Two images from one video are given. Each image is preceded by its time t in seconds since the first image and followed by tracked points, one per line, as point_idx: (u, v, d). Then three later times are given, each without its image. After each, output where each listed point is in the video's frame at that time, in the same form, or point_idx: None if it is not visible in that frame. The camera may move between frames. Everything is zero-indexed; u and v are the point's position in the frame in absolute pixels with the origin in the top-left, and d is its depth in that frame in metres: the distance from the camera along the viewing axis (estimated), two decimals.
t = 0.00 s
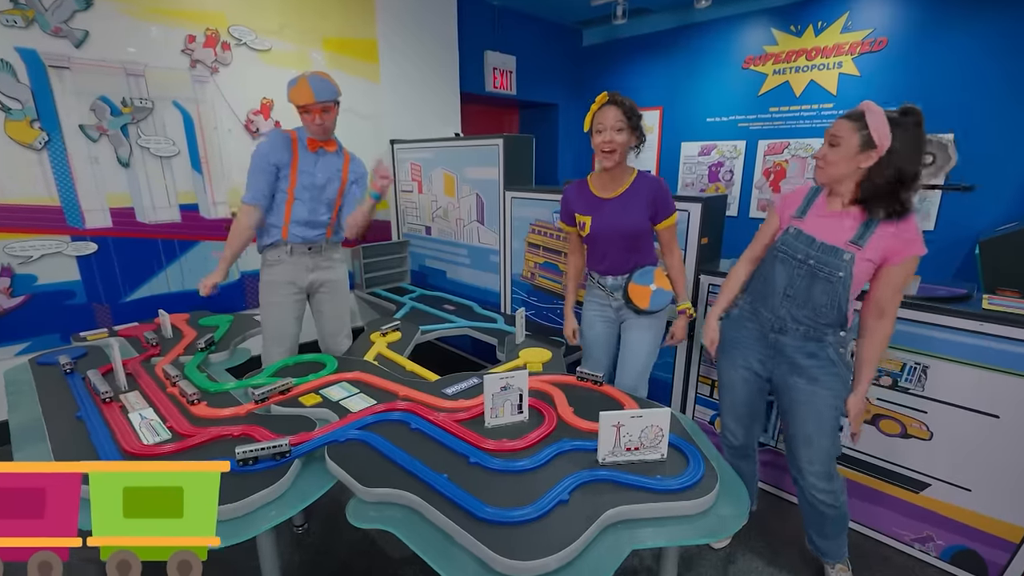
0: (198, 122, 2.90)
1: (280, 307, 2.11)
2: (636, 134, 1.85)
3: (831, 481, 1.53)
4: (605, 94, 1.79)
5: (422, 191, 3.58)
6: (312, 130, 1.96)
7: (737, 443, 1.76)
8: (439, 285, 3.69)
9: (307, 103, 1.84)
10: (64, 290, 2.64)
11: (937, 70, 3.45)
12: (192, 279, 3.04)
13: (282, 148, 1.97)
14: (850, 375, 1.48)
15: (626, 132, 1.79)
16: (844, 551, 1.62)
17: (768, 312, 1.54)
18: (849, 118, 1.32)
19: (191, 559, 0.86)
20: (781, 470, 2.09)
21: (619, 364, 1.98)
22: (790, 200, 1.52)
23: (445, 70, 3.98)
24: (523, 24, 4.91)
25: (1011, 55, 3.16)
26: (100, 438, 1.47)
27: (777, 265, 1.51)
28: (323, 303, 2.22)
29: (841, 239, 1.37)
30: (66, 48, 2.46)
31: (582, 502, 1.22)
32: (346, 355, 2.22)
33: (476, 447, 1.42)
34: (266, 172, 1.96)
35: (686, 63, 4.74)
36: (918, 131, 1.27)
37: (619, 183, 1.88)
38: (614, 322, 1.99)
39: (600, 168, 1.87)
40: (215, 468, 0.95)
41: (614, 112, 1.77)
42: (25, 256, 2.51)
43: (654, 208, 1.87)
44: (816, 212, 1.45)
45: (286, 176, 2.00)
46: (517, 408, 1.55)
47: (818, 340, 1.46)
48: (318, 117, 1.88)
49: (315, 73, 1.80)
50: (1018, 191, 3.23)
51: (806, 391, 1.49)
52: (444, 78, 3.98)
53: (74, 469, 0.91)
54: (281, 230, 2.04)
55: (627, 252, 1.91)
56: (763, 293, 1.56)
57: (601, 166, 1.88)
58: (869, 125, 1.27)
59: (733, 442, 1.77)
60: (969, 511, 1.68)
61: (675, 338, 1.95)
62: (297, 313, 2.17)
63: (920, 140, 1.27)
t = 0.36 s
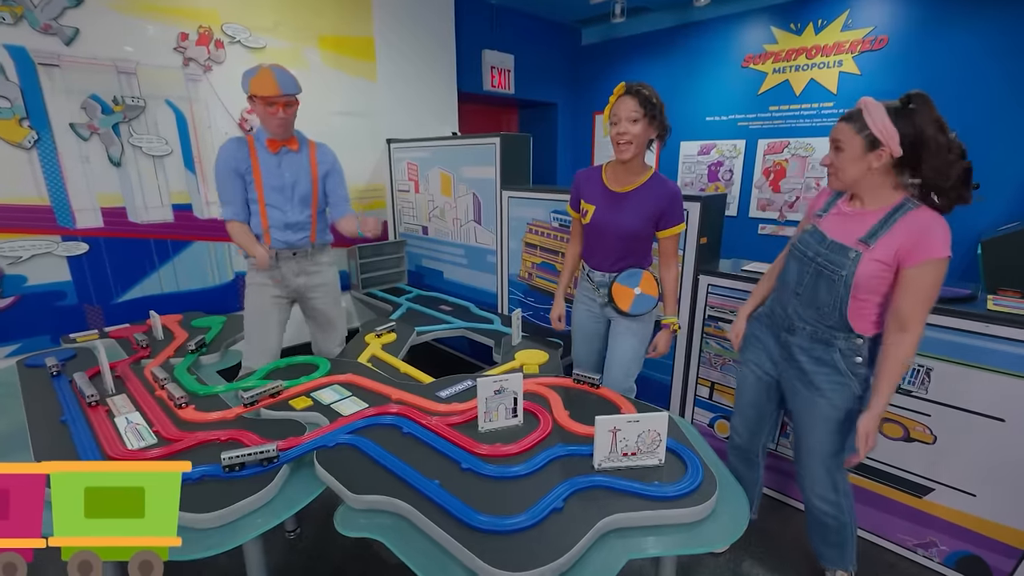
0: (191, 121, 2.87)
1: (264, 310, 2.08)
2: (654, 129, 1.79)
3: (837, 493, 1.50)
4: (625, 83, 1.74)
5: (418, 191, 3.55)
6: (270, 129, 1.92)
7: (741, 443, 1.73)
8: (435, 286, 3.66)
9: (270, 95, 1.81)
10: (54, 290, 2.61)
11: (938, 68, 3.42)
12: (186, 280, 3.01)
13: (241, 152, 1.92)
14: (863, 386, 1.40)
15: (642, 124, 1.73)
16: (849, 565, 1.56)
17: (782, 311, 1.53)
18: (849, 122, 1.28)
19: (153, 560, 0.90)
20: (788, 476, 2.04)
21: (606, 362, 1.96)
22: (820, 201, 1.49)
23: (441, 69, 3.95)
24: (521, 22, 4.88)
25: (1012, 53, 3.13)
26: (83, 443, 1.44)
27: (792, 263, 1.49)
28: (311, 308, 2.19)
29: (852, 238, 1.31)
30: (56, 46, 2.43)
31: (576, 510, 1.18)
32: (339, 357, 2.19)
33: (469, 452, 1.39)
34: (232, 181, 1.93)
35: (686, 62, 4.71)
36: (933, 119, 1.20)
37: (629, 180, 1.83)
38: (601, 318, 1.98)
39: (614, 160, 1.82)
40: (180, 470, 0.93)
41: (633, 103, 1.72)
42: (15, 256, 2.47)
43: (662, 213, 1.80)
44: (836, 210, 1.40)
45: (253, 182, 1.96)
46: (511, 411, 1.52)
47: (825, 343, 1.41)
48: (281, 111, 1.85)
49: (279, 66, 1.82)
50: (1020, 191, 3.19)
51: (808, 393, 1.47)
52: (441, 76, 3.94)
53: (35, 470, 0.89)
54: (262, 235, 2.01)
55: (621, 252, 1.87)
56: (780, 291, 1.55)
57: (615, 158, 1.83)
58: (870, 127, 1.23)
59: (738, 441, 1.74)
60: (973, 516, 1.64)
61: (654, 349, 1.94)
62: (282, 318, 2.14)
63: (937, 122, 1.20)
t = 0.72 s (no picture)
0: (183, 119, 2.83)
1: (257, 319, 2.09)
2: (649, 128, 1.76)
3: (850, 506, 1.47)
4: (619, 81, 1.71)
5: (415, 190, 3.51)
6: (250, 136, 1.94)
7: (759, 450, 1.69)
8: (432, 286, 3.62)
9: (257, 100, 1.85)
10: (44, 291, 2.57)
11: (940, 66, 3.39)
12: (178, 280, 2.97)
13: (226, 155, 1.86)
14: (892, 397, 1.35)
15: (636, 122, 1.70)
16: None
17: (811, 318, 1.50)
18: (887, 108, 1.22)
19: (115, 561, 0.90)
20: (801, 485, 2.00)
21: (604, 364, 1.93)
22: (846, 200, 1.47)
23: (439, 67, 3.91)
24: (519, 21, 4.84)
25: (1015, 51, 3.09)
26: (65, 449, 1.39)
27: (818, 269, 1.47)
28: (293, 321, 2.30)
29: (867, 240, 1.29)
30: (45, 43, 2.39)
31: (572, 518, 1.14)
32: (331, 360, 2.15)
33: (462, 458, 1.35)
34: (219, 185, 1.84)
35: (686, 60, 4.67)
36: (973, 115, 1.13)
37: (624, 179, 1.78)
38: (599, 319, 1.94)
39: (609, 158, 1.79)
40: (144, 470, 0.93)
41: (629, 100, 1.68)
42: (3, 256, 2.44)
43: (658, 211, 1.76)
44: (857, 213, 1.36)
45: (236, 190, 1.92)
46: (505, 416, 1.48)
47: (854, 352, 1.37)
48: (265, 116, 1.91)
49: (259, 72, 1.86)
50: None
51: (833, 403, 1.43)
52: (438, 74, 3.90)
53: None
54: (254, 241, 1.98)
55: (617, 252, 1.83)
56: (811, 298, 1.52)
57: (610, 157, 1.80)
58: (907, 115, 1.16)
59: (755, 448, 1.70)
60: (980, 522, 1.61)
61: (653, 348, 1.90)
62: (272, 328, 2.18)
63: (976, 123, 1.12)
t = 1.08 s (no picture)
0: (177, 124, 2.81)
1: (254, 327, 2.05)
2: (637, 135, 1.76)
3: (863, 515, 1.42)
4: (607, 89, 1.72)
5: (411, 196, 3.48)
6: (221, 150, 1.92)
7: (763, 464, 1.65)
8: (428, 293, 3.59)
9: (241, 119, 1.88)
10: (34, 298, 2.54)
11: (939, 70, 3.36)
12: (171, 287, 2.94)
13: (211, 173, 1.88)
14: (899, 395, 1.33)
15: (618, 128, 1.69)
16: None
17: (808, 325, 1.47)
18: (865, 103, 1.25)
19: (80, 560, 0.77)
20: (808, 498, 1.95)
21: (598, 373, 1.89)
22: (818, 203, 1.50)
23: (435, 73, 3.89)
24: (517, 27, 4.83)
25: (1015, 55, 3.07)
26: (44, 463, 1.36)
27: (804, 275, 1.46)
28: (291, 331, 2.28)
29: (858, 236, 1.30)
30: (36, 47, 2.37)
31: (564, 536, 1.10)
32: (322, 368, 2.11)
33: (451, 473, 1.31)
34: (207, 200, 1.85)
35: (684, 66, 4.66)
36: (949, 110, 1.18)
37: (612, 182, 1.78)
38: (592, 328, 1.90)
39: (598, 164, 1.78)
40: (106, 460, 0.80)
41: (616, 105, 1.67)
42: None
43: (648, 212, 1.73)
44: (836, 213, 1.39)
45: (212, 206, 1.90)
46: (497, 428, 1.44)
47: (865, 358, 1.35)
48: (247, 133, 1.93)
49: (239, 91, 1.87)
50: None
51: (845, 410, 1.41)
52: (434, 79, 3.88)
53: None
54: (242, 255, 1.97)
55: (607, 257, 1.80)
56: (801, 305, 1.50)
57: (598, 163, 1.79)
58: (886, 112, 1.20)
59: (758, 462, 1.66)
60: (986, 537, 1.56)
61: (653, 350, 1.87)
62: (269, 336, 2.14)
63: (956, 118, 1.18)
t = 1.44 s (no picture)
0: (168, 130, 2.78)
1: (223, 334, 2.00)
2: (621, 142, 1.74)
3: (857, 521, 1.36)
4: (590, 99, 1.70)
5: (406, 202, 3.45)
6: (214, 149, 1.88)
7: (744, 475, 1.59)
8: (424, 300, 3.54)
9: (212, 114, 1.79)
10: (20, 306, 2.50)
11: (939, 74, 3.33)
12: (161, 295, 2.89)
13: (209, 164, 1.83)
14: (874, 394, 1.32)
15: (602, 139, 1.66)
16: None
17: (775, 331, 1.42)
18: (819, 111, 1.27)
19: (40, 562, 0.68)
20: (799, 509, 1.88)
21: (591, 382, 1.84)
22: (771, 212, 1.46)
23: (432, 78, 3.87)
24: (515, 33, 4.83)
25: (1016, 60, 3.04)
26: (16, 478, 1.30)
27: (769, 284, 1.41)
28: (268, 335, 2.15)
29: (827, 243, 1.27)
30: (24, 52, 2.34)
31: (553, 558, 1.05)
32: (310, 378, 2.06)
33: (439, 490, 1.25)
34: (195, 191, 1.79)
35: (681, 71, 4.64)
36: (891, 120, 1.21)
37: (594, 188, 1.76)
38: (584, 336, 1.86)
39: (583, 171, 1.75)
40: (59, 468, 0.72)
41: (599, 117, 1.65)
42: None
43: (633, 211, 1.70)
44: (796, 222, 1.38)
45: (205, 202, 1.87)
46: (487, 441, 1.39)
47: (838, 359, 1.31)
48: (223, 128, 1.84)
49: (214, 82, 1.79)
50: None
51: (825, 415, 1.35)
52: (431, 85, 3.86)
53: None
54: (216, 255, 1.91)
55: (598, 261, 1.77)
56: (765, 312, 1.45)
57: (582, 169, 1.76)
58: (839, 118, 1.22)
59: (738, 475, 1.60)
60: (995, 555, 1.50)
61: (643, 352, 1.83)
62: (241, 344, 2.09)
63: (897, 129, 1.21)
